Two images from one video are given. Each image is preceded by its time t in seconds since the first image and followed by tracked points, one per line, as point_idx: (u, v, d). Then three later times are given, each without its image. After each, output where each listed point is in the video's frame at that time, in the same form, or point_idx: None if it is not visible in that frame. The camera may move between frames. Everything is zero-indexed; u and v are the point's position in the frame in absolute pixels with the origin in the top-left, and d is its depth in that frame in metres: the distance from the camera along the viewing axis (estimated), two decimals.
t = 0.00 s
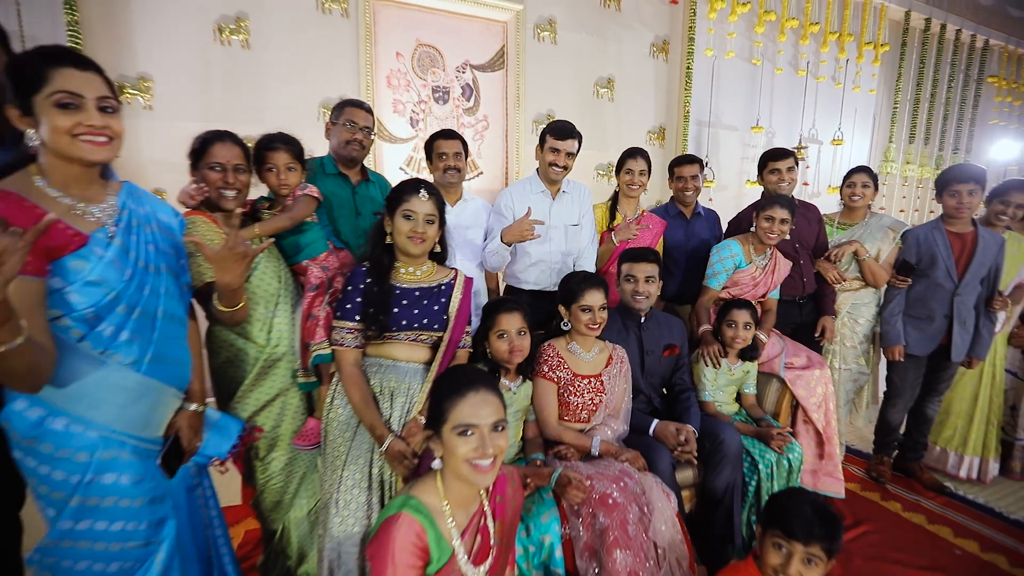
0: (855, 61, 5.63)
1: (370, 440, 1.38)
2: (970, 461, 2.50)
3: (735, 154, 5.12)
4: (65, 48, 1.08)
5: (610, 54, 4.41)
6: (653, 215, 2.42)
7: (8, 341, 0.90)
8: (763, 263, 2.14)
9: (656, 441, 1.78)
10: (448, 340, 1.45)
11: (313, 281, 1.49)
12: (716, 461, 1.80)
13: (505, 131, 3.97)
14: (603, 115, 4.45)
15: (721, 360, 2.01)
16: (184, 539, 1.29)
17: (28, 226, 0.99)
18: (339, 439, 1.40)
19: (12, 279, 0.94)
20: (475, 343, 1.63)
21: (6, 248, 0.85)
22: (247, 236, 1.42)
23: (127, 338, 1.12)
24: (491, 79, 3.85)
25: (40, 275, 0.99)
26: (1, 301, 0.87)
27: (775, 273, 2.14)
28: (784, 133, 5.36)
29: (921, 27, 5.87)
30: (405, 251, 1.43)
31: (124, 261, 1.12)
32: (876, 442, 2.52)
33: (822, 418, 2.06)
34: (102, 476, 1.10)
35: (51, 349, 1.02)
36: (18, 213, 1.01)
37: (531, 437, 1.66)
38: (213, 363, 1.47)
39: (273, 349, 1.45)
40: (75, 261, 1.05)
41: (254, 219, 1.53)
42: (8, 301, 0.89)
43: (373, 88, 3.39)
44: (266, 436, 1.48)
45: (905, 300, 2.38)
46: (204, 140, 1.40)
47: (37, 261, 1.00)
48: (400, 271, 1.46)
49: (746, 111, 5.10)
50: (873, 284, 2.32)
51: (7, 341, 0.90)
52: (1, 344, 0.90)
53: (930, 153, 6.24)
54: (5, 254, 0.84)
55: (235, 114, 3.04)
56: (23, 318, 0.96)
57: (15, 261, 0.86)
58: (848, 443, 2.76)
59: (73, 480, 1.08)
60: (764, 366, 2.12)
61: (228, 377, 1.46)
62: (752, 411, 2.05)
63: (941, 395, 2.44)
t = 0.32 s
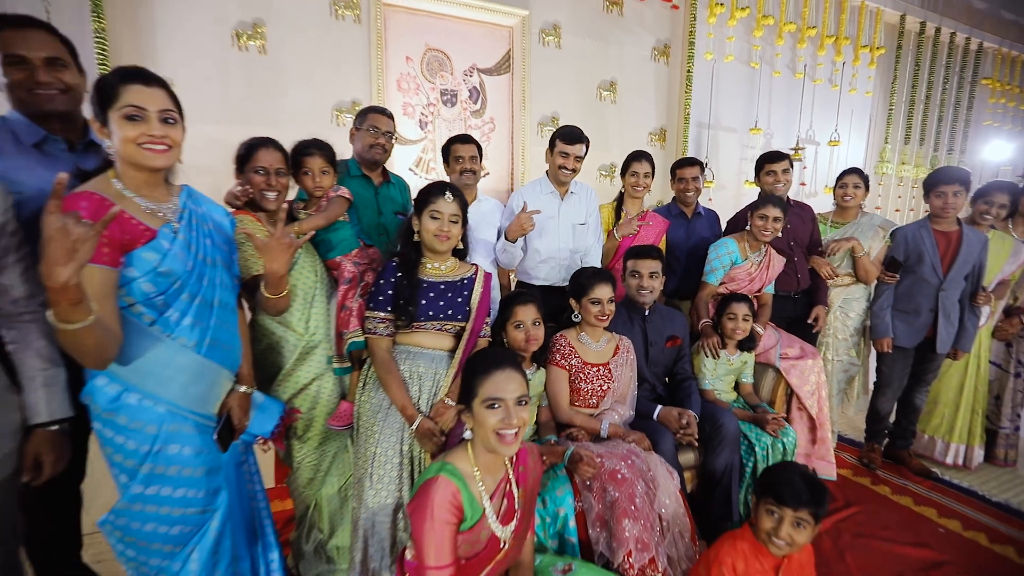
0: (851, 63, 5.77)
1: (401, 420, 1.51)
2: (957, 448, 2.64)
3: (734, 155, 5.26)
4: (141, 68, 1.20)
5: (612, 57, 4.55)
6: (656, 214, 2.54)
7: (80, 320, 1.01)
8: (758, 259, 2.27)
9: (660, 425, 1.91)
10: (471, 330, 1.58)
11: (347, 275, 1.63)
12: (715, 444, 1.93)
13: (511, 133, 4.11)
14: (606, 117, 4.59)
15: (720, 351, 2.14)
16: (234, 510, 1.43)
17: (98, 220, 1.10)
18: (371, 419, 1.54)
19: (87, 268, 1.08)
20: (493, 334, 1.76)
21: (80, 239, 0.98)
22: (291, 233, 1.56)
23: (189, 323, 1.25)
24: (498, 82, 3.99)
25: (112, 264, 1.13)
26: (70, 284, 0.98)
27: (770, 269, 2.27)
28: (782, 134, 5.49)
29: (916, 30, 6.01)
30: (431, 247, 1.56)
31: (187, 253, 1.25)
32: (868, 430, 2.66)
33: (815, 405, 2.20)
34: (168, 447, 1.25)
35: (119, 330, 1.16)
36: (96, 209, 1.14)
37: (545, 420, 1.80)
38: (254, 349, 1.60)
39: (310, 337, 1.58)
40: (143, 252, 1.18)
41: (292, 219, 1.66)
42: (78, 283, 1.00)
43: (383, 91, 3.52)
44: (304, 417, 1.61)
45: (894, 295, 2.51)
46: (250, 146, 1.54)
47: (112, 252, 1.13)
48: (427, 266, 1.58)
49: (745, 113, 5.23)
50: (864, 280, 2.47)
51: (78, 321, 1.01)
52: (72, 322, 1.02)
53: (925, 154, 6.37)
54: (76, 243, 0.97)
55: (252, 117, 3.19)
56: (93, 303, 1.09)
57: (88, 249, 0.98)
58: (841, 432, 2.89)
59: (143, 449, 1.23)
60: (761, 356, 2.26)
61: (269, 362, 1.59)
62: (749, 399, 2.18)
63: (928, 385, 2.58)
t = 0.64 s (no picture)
0: (846, 66, 5.92)
1: (426, 405, 1.66)
2: (941, 436, 2.79)
3: (732, 156, 5.40)
4: (198, 87, 1.34)
5: (613, 61, 4.72)
6: (656, 215, 2.66)
7: (148, 305, 1.14)
8: (752, 256, 2.41)
9: (661, 411, 2.05)
10: (488, 322, 1.72)
11: (374, 271, 1.77)
12: (713, 429, 2.07)
13: (516, 135, 4.42)
14: (607, 119, 4.76)
15: (718, 343, 2.29)
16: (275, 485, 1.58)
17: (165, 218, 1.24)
18: (397, 404, 1.68)
19: (156, 261, 1.21)
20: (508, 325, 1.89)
21: (154, 233, 1.10)
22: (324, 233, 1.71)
23: (238, 312, 1.39)
24: (502, 85, 4.31)
25: (175, 259, 1.26)
26: (143, 273, 1.11)
27: (763, 265, 2.42)
28: (779, 135, 5.63)
29: (910, 33, 6.16)
30: (452, 246, 1.70)
31: (237, 249, 1.39)
32: (858, 420, 2.80)
33: (807, 395, 2.35)
34: (219, 424, 1.40)
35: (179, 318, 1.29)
36: (164, 210, 1.29)
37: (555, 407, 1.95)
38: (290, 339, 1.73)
39: (341, 327, 1.72)
40: (199, 248, 1.32)
41: (323, 219, 1.81)
42: (150, 271, 1.13)
43: (391, 95, 3.94)
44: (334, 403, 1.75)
45: (881, 291, 2.66)
46: (286, 153, 1.67)
47: (174, 249, 1.27)
48: (449, 264, 1.72)
49: (742, 114, 5.38)
50: (854, 277, 2.62)
51: (147, 305, 1.14)
52: (142, 306, 1.14)
53: (920, 154, 6.51)
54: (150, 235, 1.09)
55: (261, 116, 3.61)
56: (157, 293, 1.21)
57: (159, 242, 1.10)
58: (832, 422, 3.05)
59: (198, 426, 1.38)
60: (755, 348, 2.41)
61: (303, 351, 1.73)
62: (744, 388, 2.33)
63: (913, 375, 2.72)
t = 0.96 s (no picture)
0: (841, 70, 6.09)
1: (450, 391, 1.82)
2: (924, 424, 2.97)
3: (729, 158, 5.57)
4: (251, 106, 1.49)
5: (614, 66, 4.89)
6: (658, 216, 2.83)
7: (226, 296, 1.39)
8: (745, 255, 2.58)
9: (663, 398, 2.22)
10: (505, 315, 1.89)
11: (401, 269, 1.94)
12: (710, 415, 2.23)
13: (521, 136, 4.56)
14: (608, 122, 4.93)
15: (714, 336, 2.46)
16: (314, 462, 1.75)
17: (238, 223, 1.44)
18: (424, 389, 1.85)
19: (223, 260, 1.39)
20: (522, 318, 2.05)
21: (234, 236, 1.33)
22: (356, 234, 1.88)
23: (286, 304, 1.56)
24: (508, 90, 4.47)
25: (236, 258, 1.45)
26: (225, 269, 1.35)
27: (756, 263, 2.59)
28: (775, 137, 5.80)
29: (903, 37, 6.32)
30: (473, 246, 1.87)
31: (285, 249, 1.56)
32: (846, 409, 2.98)
33: (797, 384, 2.53)
34: (269, 405, 1.57)
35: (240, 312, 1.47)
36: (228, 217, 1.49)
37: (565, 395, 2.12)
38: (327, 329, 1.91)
39: (372, 320, 1.89)
40: (256, 248, 1.50)
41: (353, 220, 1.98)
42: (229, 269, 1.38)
43: (402, 99, 4.10)
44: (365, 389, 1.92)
45: (868, 288, 2.83)
46: (322, 161, 1.83)
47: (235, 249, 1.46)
48: (470, 262, 1.89)
49: (739, 117, 5.55)
50: (843, 274, 2.78)
51: (225, 296, 1.39)
52: (220, 298, 1.39)
53: (914, 155, 6.66)
54: (232, 238, 1.31)
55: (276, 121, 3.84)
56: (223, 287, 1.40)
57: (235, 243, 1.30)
58: (822, 412, 3.23)
59: (251, 406, 1.55)
60: (750, 341, 2.59)
61: (338, 341, 1.90)
62: (739, 377, 2.50)
63: (898, 367, 2.90)
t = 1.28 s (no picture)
0: (837, 72, 6.22)
1: (466, 381, 1.98)
2: (912, 415, 3.12)
3: (727, 158, 5.71)
4: (289, 119, 1.63)
5: (616, 69, 5.02)
6: (659, 217, 2.98)
7: (281, 292, 1.53)
8: (740, 254, 2.72)
9: (664, 389, 2.37)
10: (517, 312, 2.04)
11: (420, 268, 2.08)
12: (708, 405, 2.38)
13: (524, 137, 4.69)
14: (610, 124, 5.07)
15: (712, 331, 2.61)
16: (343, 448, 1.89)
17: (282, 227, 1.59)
18: (443, 379, 2.02)
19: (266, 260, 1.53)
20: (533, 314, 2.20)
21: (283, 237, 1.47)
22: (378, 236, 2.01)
23: (319, 301, 1.70)
24: (512, 93, 4.60)
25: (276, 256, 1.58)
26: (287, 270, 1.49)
27: (751, 261, 2.72)
28: (772, 138, 5.94)
29: (898, 40, 6.46)
30: (488, 247, 2.00)
31: (317, 249, 1.71)
32: (838, 402, 3.13)
33: (790, 376, 2.69)
34: (303, 393, 1.71)
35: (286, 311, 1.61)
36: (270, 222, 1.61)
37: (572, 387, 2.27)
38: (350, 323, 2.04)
39: (392, 315, 2.02)
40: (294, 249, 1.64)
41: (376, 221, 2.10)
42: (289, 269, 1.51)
43: (409, 103, 4.23)
44: (387, 379, 2.05)
45: (858, 286, 2.97)
46: (348, 167, 1.97)
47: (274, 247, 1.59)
48: (485, 262, 2.03)
49: (737, 119, 5.69)
50: (832, 272, 2.93)
51: (281, 293, 1.53)
52: (277, 294, 1.53)
53: (907, 155, 6.81)
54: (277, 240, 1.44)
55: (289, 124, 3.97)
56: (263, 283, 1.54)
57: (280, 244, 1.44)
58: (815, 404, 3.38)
59: (286, 395, 1.69)
60: (746, 336, 2.73)
61: (361, 334, 2.04)
62: (735, 370, 2.65)
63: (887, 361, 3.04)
